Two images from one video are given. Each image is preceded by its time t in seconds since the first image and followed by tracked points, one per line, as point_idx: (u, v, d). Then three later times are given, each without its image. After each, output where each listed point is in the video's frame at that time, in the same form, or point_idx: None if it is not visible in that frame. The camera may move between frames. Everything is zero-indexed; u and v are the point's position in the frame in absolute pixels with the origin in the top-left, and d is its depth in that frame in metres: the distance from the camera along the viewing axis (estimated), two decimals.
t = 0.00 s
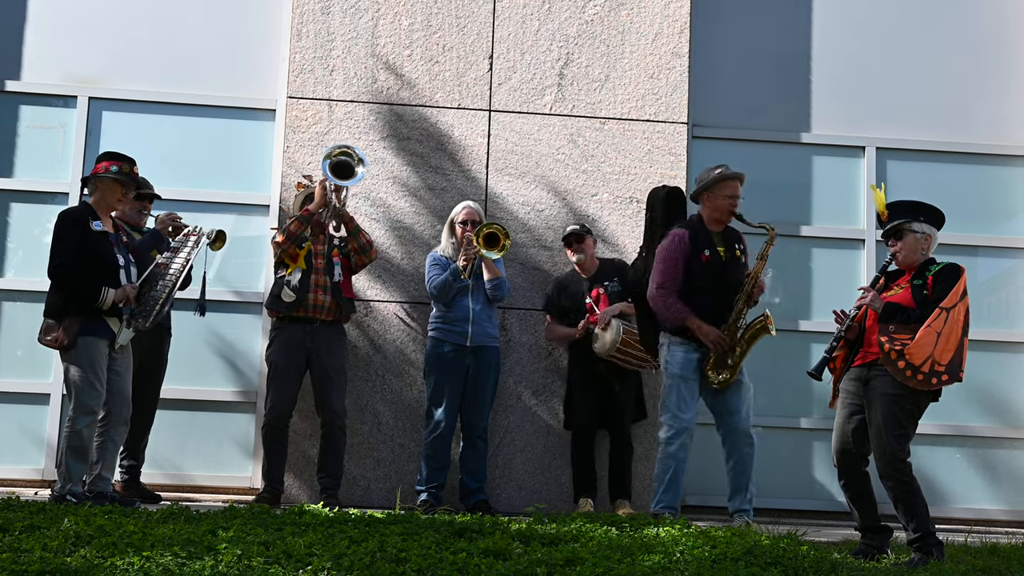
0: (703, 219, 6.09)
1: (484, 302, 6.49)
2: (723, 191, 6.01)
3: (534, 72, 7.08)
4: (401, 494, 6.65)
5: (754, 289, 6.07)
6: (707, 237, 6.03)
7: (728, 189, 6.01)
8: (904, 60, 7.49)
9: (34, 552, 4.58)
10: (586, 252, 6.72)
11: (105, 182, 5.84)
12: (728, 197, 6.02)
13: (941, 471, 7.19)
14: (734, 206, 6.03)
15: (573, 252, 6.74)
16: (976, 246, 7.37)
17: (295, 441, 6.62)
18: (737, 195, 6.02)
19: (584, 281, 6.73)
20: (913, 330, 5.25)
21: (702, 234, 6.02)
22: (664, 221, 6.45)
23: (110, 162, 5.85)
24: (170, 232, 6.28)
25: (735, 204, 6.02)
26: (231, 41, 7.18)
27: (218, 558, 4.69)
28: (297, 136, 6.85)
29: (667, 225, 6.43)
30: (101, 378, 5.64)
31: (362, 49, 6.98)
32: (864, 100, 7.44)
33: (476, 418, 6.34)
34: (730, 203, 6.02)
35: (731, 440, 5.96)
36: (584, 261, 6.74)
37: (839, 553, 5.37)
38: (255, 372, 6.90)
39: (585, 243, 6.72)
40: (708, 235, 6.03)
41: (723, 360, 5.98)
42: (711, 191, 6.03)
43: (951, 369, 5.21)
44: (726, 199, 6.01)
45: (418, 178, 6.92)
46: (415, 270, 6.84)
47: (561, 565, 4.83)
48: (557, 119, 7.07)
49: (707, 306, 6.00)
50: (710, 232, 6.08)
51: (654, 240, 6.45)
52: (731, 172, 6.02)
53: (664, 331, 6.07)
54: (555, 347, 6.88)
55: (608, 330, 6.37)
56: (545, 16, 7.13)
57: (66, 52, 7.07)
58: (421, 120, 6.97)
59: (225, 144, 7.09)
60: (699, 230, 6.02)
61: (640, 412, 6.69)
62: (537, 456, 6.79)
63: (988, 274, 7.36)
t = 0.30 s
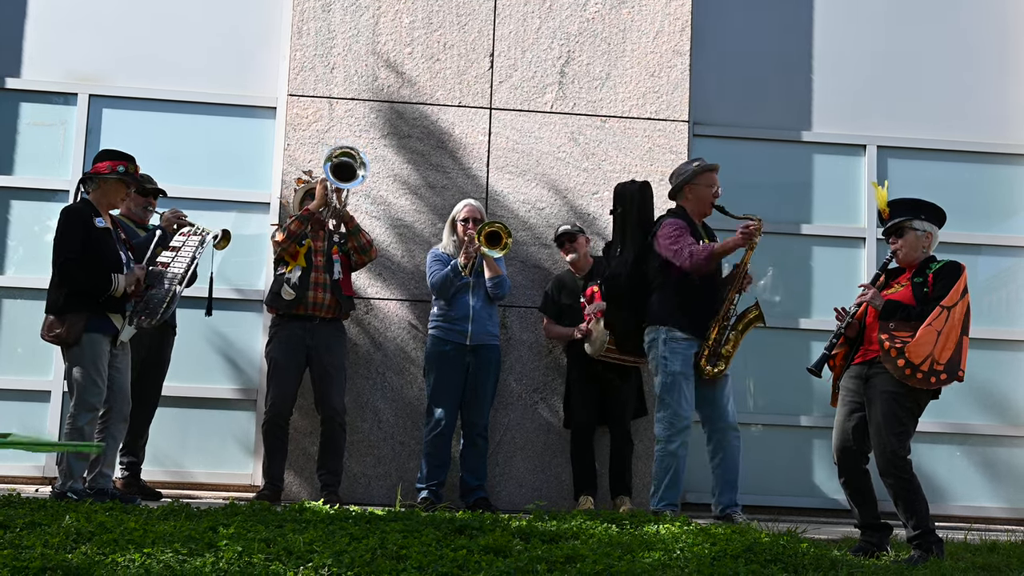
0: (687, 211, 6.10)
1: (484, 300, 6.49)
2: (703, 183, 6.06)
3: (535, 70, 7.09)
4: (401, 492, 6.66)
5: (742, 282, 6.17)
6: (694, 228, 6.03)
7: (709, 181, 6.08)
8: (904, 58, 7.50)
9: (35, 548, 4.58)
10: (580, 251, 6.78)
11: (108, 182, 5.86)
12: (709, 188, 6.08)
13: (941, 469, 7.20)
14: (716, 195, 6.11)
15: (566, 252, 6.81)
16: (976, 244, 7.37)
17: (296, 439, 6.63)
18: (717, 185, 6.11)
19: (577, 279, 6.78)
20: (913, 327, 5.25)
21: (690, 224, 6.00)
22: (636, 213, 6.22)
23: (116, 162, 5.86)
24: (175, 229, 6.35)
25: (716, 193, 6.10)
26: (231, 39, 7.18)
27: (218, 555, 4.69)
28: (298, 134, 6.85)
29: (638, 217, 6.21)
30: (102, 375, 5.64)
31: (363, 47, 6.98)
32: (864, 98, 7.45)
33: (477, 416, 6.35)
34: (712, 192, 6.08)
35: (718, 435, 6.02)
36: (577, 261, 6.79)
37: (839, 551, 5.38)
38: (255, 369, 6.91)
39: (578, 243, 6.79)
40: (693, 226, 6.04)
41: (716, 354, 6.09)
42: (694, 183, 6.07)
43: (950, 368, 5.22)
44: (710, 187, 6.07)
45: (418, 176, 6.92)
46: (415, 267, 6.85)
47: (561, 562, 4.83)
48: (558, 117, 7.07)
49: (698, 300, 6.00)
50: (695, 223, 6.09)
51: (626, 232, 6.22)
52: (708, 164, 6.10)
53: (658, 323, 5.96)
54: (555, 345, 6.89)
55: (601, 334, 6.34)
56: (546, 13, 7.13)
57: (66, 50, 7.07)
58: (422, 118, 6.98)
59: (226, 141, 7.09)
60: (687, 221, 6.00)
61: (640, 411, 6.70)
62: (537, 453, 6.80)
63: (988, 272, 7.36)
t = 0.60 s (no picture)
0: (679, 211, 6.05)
1: (484, 298, 6.48)
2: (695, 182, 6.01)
3: (534, 68, 7.08)
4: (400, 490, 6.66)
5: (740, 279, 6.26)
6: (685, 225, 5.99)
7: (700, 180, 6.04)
8: (904, 56, 7.49)
9: (35, 547, 4.58)
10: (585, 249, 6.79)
11: (106, 179, 5.84)
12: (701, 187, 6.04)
13: (940, 467, 7.20)
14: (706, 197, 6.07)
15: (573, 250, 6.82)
16: (976, 243, 7.37)
17: (295, 438, 6.63)
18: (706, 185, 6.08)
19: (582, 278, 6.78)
20: (905, 323, 5.24)
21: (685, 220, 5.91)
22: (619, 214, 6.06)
23: (111, 159, 5.83)
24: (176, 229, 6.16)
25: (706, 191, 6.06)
26: (231, 37, 7.17)
27: (218, 554, 4.70)
28: (297, 132, 6.85)
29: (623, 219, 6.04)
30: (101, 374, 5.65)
31: (363, 45, 6.97)
32: (864, 97, 7.44)
33: (477, 415, 6.35)
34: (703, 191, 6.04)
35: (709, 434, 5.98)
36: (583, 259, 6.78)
37: (839, 549, 5.38)
38: (254, 367, 6.91)
39: (585, 240, 6.80)
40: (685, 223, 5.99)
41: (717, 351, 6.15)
42: (687, 182, 6.01)
43: (942, 365, 5.20)
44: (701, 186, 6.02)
45: (418, 174, 6.92)
46: (415, 266, 6.84)
47: (561, 561, 4.83)
48: (558, 116, 7.07)
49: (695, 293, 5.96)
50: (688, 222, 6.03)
51: (614, 232, 6.05)
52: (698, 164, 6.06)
53: (664, 322, 5.84)
54: (555, 343, 6.88)
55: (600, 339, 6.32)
56: (545, 11, 7.12)
57: (66, 48, 7.06)
58: (422, 116, 6.97)
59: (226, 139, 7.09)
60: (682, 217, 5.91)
61: (640, 410, 6.70)
62: (537, 452, 6.80)
63: (988, 271, 7.36)
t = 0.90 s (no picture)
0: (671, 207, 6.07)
1: (483, 294, 6.45)
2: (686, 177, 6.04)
3: (534, 64, 7.08)
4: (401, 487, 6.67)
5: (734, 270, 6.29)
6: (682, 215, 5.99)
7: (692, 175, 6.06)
8: (904, 52, 7.49)
9: (35, 545, 4.58)
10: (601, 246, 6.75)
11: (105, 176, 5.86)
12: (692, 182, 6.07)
13: (939, 463, 7.20)
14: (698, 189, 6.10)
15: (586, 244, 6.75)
16: (976, 238, 7.37)
17: (295, 435, 6.63)
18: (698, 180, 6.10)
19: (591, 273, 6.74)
20: (899, 319, 5.26)
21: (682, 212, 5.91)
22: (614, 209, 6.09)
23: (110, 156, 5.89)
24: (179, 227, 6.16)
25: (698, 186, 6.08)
26: (231, 34, 7.17)
27: (218, 551, 4.70)
28: (296, 129, 6.85)
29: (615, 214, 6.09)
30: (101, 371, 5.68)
31: (362, 42, 6.97)
32: (863, 92, 7.44)
33: (477, 411, 6.35)
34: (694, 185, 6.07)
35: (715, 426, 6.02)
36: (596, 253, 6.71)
37: (838, 545, 5.39)
38: (254, 364, 6.92)
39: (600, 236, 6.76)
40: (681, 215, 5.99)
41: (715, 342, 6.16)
42: (679, 176, 6.04)
43: (935, 362, 5.20)
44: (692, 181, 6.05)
45: (418, 171, 6.92)
46: (415, 263, 6.84)
47: (561, 557, 4.84)
48: (557, 112, 7.07)
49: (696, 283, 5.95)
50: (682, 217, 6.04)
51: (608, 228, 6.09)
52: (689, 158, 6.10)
53: (663, 317, 5.85)
54: (555, 340, 6.89)
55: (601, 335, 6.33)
56: (545, 8, 7.11)
57: (65, 45, 7.06)
58: (422, 113, 6.97)
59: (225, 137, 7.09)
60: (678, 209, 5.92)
61: (640, 406, 6.70)
62: (537, 448, 6.81)
63: (988, 267, 7.36)
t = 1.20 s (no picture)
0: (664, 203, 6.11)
1: (481, 291, 6.46)
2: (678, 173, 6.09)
3: (532, 61, 7.07)
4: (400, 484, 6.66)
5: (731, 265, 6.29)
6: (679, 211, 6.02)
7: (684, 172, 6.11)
8: (902, 47, 7.49)
9: (34, 544, 4.58)
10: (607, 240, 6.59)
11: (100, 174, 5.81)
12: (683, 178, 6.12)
13: (938, 458, 7.21)
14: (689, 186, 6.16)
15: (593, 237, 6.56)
16: (975, 233, 7.37)
17: (294, 433, 6.62)
18: (689, 176, 6.15)
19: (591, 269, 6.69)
20: (898, 314, 5.26)
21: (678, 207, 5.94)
22: (609, 208, 6.17)
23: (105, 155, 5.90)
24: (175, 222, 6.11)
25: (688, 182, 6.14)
26: (228, 32, 7.15)
27: (218, 550, 4.69)
28: (294, 127, 6.86)
29: (613, 213, 6.15)
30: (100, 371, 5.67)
31: (360, 39, 6.96)
32: (862, 88, 7.44)
33: (476, 409, 6.34)
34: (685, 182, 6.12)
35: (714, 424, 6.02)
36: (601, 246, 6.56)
37: (838, 540, 5.40)
38: (253, 363, 6.91)
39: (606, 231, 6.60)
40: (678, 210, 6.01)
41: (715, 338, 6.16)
42: (671, 174, 6.08)
43: (935, 357, 5.20)
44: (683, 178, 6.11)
45: (416, 168, 6.91)
46: (414, 260, 6.84)
47: (561, 554, 4.83)
48: (555, 109, 7.06)
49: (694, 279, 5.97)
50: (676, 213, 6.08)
51: (604, 227, 6.15)
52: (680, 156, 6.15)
53: (661, 314, 5.88)
54: (555, 337, 6.88)
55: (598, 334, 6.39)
56: (543, 4, 7.10)
57: (62, 44, 7.05)
58: (419, 110, 6.96)
59: (223, 135, 7.08)
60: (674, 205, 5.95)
61: (640, 402, 6.70)
62: (536, 445, 6.80)
63: (987, 263, 7.36)
